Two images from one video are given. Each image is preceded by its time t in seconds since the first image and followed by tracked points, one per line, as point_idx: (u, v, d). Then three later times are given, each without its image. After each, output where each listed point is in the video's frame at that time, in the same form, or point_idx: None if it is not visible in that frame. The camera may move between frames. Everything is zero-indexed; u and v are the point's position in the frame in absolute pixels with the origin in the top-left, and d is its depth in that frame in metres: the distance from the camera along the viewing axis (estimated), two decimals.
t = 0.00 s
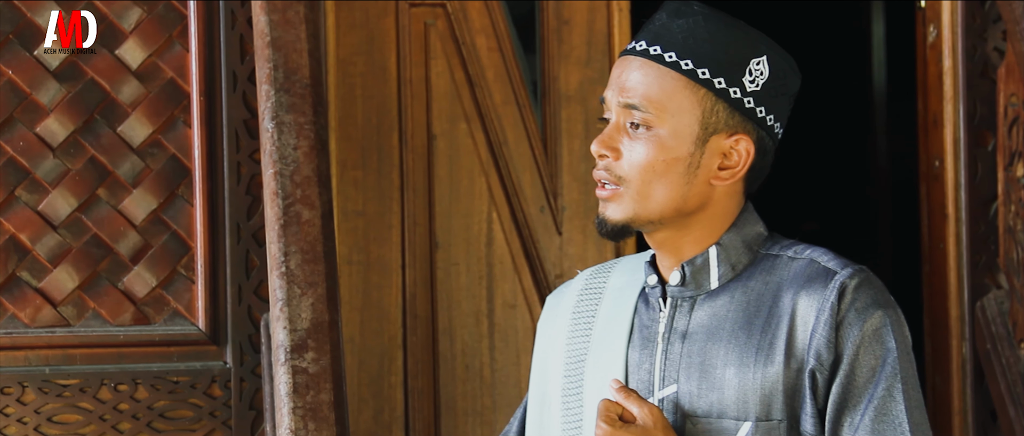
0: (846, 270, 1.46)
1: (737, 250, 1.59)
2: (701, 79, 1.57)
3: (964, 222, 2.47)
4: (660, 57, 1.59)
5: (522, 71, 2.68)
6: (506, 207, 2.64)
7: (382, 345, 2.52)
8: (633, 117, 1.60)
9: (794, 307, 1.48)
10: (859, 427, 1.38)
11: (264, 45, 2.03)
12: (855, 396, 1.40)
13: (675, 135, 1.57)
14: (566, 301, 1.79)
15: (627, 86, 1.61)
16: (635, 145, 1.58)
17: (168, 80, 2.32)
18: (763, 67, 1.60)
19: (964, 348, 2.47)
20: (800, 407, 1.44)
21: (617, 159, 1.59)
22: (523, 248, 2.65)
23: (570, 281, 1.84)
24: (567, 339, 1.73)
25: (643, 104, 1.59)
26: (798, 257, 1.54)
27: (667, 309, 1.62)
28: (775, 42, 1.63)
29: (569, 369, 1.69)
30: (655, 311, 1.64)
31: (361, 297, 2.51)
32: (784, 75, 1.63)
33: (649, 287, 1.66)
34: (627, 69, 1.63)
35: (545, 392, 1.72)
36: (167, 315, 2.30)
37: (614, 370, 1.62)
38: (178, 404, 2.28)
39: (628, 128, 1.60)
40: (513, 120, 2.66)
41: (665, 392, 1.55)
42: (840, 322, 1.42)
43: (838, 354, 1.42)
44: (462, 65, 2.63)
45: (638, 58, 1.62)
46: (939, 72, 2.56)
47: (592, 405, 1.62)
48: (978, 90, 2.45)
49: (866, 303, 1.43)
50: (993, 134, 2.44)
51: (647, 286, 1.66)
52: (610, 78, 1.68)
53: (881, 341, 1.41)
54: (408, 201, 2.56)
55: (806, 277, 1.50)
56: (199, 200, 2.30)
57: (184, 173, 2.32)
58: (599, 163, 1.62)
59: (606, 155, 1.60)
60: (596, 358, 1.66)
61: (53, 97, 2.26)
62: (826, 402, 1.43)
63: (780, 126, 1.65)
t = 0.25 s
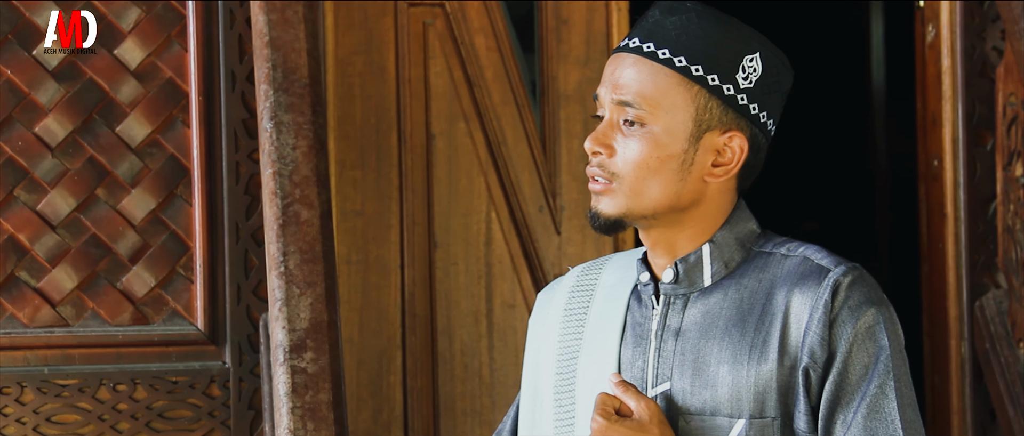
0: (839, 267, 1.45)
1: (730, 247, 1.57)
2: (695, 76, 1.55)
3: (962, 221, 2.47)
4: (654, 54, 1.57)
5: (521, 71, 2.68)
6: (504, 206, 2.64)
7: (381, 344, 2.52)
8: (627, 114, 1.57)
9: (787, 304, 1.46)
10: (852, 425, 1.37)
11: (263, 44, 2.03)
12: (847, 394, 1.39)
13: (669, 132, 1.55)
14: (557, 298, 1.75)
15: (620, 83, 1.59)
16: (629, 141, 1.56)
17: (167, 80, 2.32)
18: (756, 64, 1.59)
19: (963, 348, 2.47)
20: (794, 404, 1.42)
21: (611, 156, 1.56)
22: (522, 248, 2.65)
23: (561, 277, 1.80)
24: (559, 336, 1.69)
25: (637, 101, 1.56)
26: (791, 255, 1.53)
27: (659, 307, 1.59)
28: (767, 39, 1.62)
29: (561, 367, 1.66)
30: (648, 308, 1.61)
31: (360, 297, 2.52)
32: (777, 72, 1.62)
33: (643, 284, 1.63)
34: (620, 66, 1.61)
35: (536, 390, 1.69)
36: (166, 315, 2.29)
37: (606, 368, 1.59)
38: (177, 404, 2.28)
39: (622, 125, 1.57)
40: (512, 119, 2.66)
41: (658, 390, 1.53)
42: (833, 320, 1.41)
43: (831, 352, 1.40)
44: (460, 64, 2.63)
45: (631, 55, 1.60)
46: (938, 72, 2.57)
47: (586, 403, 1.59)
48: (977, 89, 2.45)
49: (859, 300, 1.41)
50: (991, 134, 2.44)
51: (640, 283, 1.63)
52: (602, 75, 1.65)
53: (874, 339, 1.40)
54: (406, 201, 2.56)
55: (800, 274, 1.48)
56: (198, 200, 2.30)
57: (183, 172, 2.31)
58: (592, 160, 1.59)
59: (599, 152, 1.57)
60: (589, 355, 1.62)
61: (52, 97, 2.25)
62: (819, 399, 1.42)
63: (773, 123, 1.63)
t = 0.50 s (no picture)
0: (846, 273, 1.44)
1: (735, 253, 1.56)
2: (700, 85, 1.53)
3: (962, 224, 2.47)
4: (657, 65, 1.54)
5: (521, 73, 2.68)
6: (504, 209, 2.64)
7: (381, 346, 2.52)
8: (634, 127, 1.54)
9: (794, 311, 1.46)
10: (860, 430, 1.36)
11: (263, 47, 2.03)
12: (856, 400, 1.38)
13: (679, 142, 1.53)
14: (561, 303, 1.75)
15: (624, 97, 1.56)
16: (638, 155, 1.53)
17: (167, 83, 2.32)
18: (759, 68, 1.57)
19: (963, 350, 2.47)
20: (803, 410, 1.42)
21: (621, 170, 1.54)
22: (522, 250, 2.65)
23: (564, 282, 1.80)
24: (563, 343, 1.69)
25: (644, 114, 1.53)
26: (798, 261, 1.52)
27: (665, 313, 1.59)
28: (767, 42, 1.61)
29: (565, 373, 1.66)
30: (653, 315, 1.61)
31: (360, 299, 2.52)
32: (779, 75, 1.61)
33: (647, 291, 1.62)
34: (622, 78, 1.58)
35: (541, 396, 1.69)
36: (166, 317, 2.30)
37: (612, 375, 1.59)
38: (177, 406, 2.28)
39: (629, 138, 1.55)
40: (512, 122, 2.66)
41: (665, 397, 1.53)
42: (841, 326, 1.40)
43: (839, 358, 1.40)
44: (460, 67, 2.63)
45: (632, 67, 1.57)
46: (937, 74, 2.57)
47: (591, 409, 1.59)
48: (977, 92, 2.45)
49: (866, 306, 1.41)
50: (991, 137, 2.45)
51: (645, 291, 1.63)
52: (603, 89, 1.62)
53: (882, 345, 1.39)
54: (406, 203, 2.56)
55: (807, 280, 1.47)
56: (198, 203, 2.30)
57: (183, 175, 2.32)
58: (600, 176, 1.56)
59: (609, 167, 1.54)
60: (594, 363, 1.62)
61: (52, 99, 2.26)
62: (828, 406, 1.41)
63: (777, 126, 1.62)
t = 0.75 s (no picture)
0: (851, 278, 1.45)
1: (738, 258, 1.58)
2: (705, 89, 1.54)
3: (962, 226, 2.47)
4: (661, 72, 1.55)
5: (522, 75, 2.69)
6: (505, 211, 2.65)
7: (382, 348, 2.52)
8: (640, 134, 1.54)
9: (800, 315, 1.47)
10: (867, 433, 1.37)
11: (263, 50, 2.03)
12: (863, 403, 1.39)
13: (686, 148, 1.53)
14: (560, 308, 1.77)
15: (628, 105, 1.55)
16: (646, 162, 1.53)
17: (167, 85, 2.32)
18: (756, 71, 1.60)
19: (964, 353, 2.47)
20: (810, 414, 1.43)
21: (628, 178, 1.53)
22: (522, 252, 2.66)
23: (562, 288, 1.82)
24: (563, 348, 1.71)
25: (650, 122, 1.53)
26: (802, 266, 1.54)
27: (669, 319, 1.60)
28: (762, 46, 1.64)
29: (566, 379, 1.68)
30: (657, 321, 1.63)
31: (360, 301, 2.52)
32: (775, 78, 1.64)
33: (650, 297, 1.64)
34: (624, 86, 1.57)
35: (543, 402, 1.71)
36: (166, 319, 2.30)
37: (615, 380, 1.60)
38: (178, 408, 2.28)
39: (636, 146, 1.54)
40: (513, 124, 2.66)
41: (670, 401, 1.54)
42: (847, 330, 1.42)
43: (846, 361, 1.41)
44: (461, 69, 2.63)
45: (633, 75, 1.57)
46: (938, 77, 2.57)
47: (592, 414, 1.61)
48: (977, 95, 2.45)
49: (872, 310, 1.42)
50: (991, 139, 2.45)
51: (647, 297, 1.65)
52: (602, 99, 1.61)
53: (888, 348, 1.41)
54: (407, 206, 2.56)
55: (812, 285, 1.49)
56: (199, 205, 2.30)
57: (184, 177, 2.32)
58: (607, 184, 1.55)
59: (616, 175, 1.53)
60: (596, 368, 1.64)
61: (53, 101, 2.26)
62: (835, 409, 1.42)
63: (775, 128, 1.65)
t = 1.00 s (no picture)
0: (843, 278, 1.49)
1: (730, 259, 1.61)
2: (700, 87, 1.57)
3: (962, 229, 2.47)
4: (657, 70, 1.57)
5: (522, 78, 2.68)
6: (505, 213, 2.64)
7: (382, 351, 2.53)
8: (637, 132, 1.56)
9: (793, 317, 1.51)
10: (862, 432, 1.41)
11: (264, 52, 2.03)
12: (857, 402, 1.43)
13: (682, 144, 1.56)
14: (547, 312, 1.79)
15: (623, 102, 1.58)
16: (642, 159, 1.55)
17: (168, 87, 2.32)
18: (748, 71, 1.64)
19: (963, 355, 2.47)
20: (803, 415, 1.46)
21: (624, 175, 1.55)
22: (522, 255, 2.65)
23: (549, 291, 1.84)
24: (551, 352, 1.73)
25: (647, 118, 1.55)
26: (794, 267, 1.57)
27: (660, 321, 1.63)
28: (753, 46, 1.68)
29: (555, 382, 1.70)
30: (646, 323, 1.65)
31: (361, 303, 2.53)
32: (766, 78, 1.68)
33: (640, 299, 1.67)
34: (619, 84, 1.60)
35: (532, 405, 1.73)
36: (166, 322, 2.29)
37: (605, 383, 1.63)
38: (178, 411, 2.28)
39: (631, 143, 1.57)
40: (513, 127, 2.66)
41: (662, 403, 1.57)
42: (841, 330, 1.45)
43: (840, 361, 1.45)
44: (461, 72, 2.63)
45: (629, 73, 1.59)
46: (938, 80, 2.58)
47: (582, 417, 1.64)
48: (977, 97, 2.45)
49: (865, 310, 1.46)
50: (991, 142, 2.45)
51: (638, 299, 1.67)
52: (594, 98, 1.63)
53: (882, 348, 1.44)
54: (407, 208, 2.57)
55: (804, 286, 1.52)
56: (199, 207, 2.31)
57: (184, 180, 2.32)
58: (603, 181, 1.57)
59: (613, 172, 1.56)
60: (585, 371, 1.67)
61: (53, 104, 2.26)
62: (829, 409, 1.45)
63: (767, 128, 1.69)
